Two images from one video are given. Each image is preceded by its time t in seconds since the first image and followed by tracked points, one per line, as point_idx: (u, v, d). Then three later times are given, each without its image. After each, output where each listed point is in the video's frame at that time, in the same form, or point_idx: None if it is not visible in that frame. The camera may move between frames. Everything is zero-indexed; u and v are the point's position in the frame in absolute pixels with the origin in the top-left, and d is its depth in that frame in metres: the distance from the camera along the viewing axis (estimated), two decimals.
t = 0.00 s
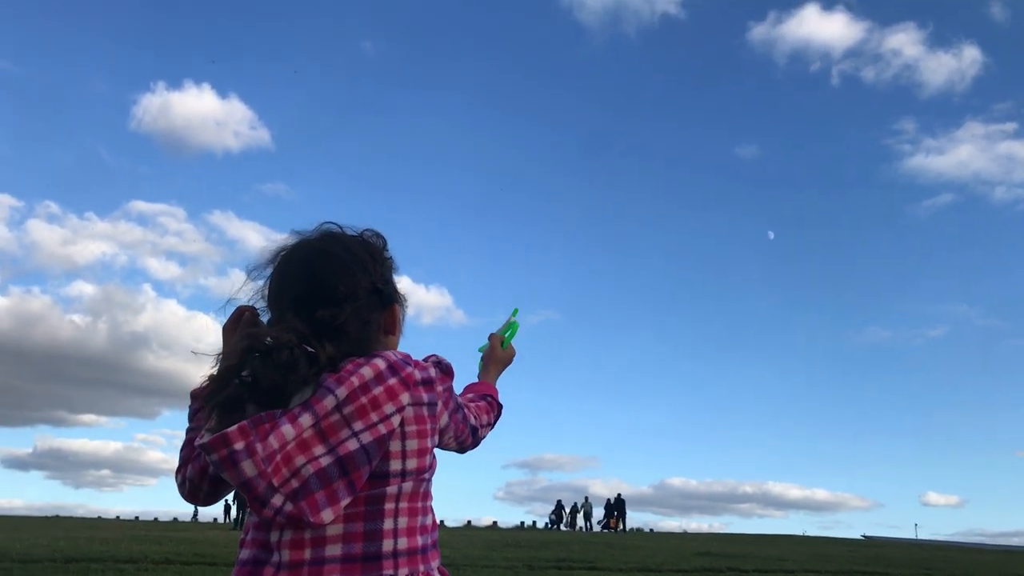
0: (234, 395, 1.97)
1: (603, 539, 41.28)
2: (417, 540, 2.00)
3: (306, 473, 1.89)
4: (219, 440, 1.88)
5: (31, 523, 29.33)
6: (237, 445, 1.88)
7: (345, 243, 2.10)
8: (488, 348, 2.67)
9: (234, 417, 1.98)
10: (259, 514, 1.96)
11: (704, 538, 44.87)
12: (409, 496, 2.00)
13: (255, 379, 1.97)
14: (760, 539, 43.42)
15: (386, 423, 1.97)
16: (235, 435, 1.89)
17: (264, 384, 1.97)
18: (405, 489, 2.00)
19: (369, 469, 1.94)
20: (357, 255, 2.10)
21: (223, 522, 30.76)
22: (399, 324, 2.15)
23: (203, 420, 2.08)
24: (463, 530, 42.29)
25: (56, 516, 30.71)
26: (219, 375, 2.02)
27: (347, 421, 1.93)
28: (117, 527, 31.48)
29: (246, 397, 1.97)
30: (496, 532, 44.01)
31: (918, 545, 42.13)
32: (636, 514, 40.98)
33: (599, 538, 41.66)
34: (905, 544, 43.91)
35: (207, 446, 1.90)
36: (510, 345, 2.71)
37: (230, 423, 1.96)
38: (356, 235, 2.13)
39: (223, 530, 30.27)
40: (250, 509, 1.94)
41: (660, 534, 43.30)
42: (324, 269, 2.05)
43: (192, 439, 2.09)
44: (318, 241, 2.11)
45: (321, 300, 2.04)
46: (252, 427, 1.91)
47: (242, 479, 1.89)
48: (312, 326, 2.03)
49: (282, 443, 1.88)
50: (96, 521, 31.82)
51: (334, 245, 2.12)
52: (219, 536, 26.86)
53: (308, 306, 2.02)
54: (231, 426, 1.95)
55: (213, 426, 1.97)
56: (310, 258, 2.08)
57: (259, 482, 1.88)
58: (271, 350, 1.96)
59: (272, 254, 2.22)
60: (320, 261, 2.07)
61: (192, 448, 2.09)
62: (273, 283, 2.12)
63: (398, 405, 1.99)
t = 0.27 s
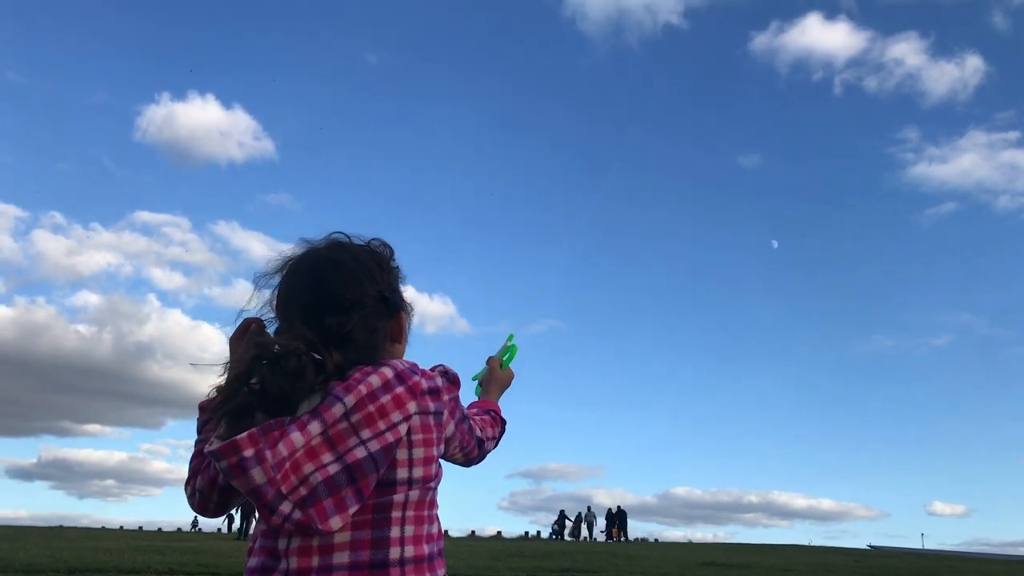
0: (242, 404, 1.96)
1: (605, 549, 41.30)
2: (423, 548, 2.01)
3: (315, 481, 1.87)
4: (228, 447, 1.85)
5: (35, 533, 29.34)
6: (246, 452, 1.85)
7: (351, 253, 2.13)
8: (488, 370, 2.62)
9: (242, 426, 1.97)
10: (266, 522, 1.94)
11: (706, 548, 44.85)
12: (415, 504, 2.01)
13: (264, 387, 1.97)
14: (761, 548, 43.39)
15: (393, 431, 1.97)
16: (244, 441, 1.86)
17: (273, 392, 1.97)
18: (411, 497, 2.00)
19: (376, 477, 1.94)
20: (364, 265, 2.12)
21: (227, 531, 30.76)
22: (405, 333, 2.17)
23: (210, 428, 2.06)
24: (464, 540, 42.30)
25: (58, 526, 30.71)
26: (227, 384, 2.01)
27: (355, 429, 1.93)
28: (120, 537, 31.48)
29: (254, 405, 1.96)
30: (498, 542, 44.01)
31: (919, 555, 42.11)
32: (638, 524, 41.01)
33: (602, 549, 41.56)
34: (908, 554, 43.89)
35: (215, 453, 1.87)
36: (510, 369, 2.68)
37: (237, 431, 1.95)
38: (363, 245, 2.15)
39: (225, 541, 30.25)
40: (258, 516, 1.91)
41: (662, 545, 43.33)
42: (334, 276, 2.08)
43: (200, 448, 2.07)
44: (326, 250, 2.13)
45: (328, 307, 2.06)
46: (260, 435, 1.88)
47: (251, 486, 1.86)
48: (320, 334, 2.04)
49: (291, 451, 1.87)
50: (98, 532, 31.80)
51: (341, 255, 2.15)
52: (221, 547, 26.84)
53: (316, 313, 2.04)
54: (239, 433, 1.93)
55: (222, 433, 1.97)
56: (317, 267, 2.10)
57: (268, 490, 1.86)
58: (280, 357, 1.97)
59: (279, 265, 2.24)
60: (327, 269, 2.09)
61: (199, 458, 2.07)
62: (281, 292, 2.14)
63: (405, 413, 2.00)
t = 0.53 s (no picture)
0: (249, 417, 1.97)
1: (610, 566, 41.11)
2: (428, 563, 1.98)
3: (318, 495, 1.87)
4: (233, 461, 1.87)
5: (38, 549, 29.30)
6: (250, 466, 1.86)
7: (360, 265, 2.11)
8: (494, 399, 2.60)
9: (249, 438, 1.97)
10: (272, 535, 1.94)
11: (711, 565, 44.60)
12: (419, 519, 1.99)
13: (270, 400, 1.97)
14: (767, 565, 43.14)
15: (396, 446, 1.95)
16: (248, 456, 1.87)
17: (280, 406, 1.97)
18: (414, 512, 1.98)
19: (379, 492, 1.92)
20: (372, 279, 2.10)
21: (229, 548, 30.60)
22: (412, 347, 2.15)
23: (219, 440, 2.07)
24: (468, 557, 42.14)
25: (62, 543, 30.67)
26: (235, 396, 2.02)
27: (359, 444, 1.92)
28: (124, 553, 31.43)
29: (261, 419, 1.97)
30: (502, 559, 43.81)
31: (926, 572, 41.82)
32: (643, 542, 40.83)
33: (606, 565, 41.35)
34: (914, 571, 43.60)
35: (221, 467, 1.88)
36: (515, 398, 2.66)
37: (243, 444, 1.96)
38: (372, 259, 2.13)
39: (229, 557, 30.14)
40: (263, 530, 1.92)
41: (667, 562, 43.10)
42: (342, 288, 2.06)
43: (209, 462, 2.07)
44: (335, 264, 2.12)
45: (335, 321, 2.05)
46: (266, 449, 1.89)
47: (255, 500, 1.86)
48: (327, 349, 2.03)
49: (295, 465, 1.87)
50: (102, 548, 31.74)
51: (350, 268, 2.13)
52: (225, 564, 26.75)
53: (323, 327, 2.03)
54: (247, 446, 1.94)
55: (228, 445, 1.97)
56: (325, 280, 2.09)
57: (272, 504, 1.86)
58: (286, 371, 1.96)
59: (290, 276, 2.23)
60: (335, 283, 2.07)
61: (209, 471, 2.07)
62: (290, 304, 2.13)
63: (409, 429, 1.98)
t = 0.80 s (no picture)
0: (244, 436, 1.90)
1: None
2: None
3: (314, 515, 1.77)
4: (229, 480, 1.79)
5: None
6: (246, 485, 1.78)
7: (359, 285, 2.06)
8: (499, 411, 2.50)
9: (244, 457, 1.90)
10: (267, 559, 1.84)
11: None
12: (415, 540, 1.90)
13: (268, 419, 1.91)
14: None
15: (393, 466, 1.87)
16: (244, 475, 1.79)
17: (278, 424, 1.90)
18: (411, 533, 1.89)
19: (375, 512, 1.83)
20: (372, 299, 2.05)
21: None
22: (412, 368, 2.08)
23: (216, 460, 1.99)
24: None
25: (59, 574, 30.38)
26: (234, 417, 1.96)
27: (355, 463, 1.83)
28: None
29: (258, 438, 1.90)
30: None
31: None
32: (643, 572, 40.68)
33: None
34: None
35: (215, 486, 1.81)
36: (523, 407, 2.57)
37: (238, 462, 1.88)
38: (372, 279, 2.08)
39: None
40: (258, 551, 1.82)
41: None
42: (341, 308, 2.00)
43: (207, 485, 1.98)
44: (335, 284, 2.06)
45: (333, 340, 1.98)
46: (261, 468, 1.81)
47: (250, 520, 1.78)
48: (326, 368, 1.97)
49: (290, 484, 1.78)
50: None
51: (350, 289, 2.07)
52: None
53: (322, 346, 1.96)
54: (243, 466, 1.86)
55: (224, 465, 1.90)
56: (324, 299, 2.03)
57: (268, 523, 1.77)
58: (283, 390, 1.90)
59: (290, 298, 2.18)
60: (334, 302, 2.01)
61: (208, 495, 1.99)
62: (289, 325, 2.06)
63: (405, 448, 1.90)
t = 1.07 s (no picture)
0: (239, 458, 1.89)
1: None
2: None
3: (309, 537, 1.74)
4: (223, 503, 1.75)
5: None
6: (241, 507, 1.74)
7: (352, 304, 2.00)
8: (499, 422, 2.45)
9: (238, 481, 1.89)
10: None
11: None
12: (411, 560, 1.85)
13: (262, 442, 1.90)
14: None
15: (389, 486, 1.83)
16: (239, 497, 1.75)
17: (272, 448, 1.89)
18: (408, 554, 1.85)
19: (371, 532, 1.80)
20: (364, 318, 1.99)
21: None
22: (407, 389, 2.03)
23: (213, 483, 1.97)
24: None
25: None
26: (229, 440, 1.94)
27: (350, 483, 1.79)
28: None
29: (252, 462, 1.88)
30: None
31: None
32: None
33: None
34: None
35: (210, 509, 1.77)
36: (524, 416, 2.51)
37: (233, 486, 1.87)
38: (364, 298, 2.02)
39: None
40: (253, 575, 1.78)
41: None
42: (333, 326, 1.95)
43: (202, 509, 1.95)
44: (328, 305, 2.01)
45: (326, 362, 1.92)
46: (256, 490, 1.77)
47: (244, 543, 1.74)
48: (319, 391, 1.92)
49: (285, 506, 1.75)
50: None
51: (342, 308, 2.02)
52: None
53: (315, 368, 1.91)
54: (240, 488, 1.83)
55: (219, 489, 1.89)
56: (316, 319, 1.97)
57: (264, 545, 1.73)
58: (276, 413, 1.87)
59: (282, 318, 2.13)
60: (327, 323, 1.96)
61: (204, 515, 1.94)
62: (282, 346, 2.01)
63: (401, 468, 1.85)
